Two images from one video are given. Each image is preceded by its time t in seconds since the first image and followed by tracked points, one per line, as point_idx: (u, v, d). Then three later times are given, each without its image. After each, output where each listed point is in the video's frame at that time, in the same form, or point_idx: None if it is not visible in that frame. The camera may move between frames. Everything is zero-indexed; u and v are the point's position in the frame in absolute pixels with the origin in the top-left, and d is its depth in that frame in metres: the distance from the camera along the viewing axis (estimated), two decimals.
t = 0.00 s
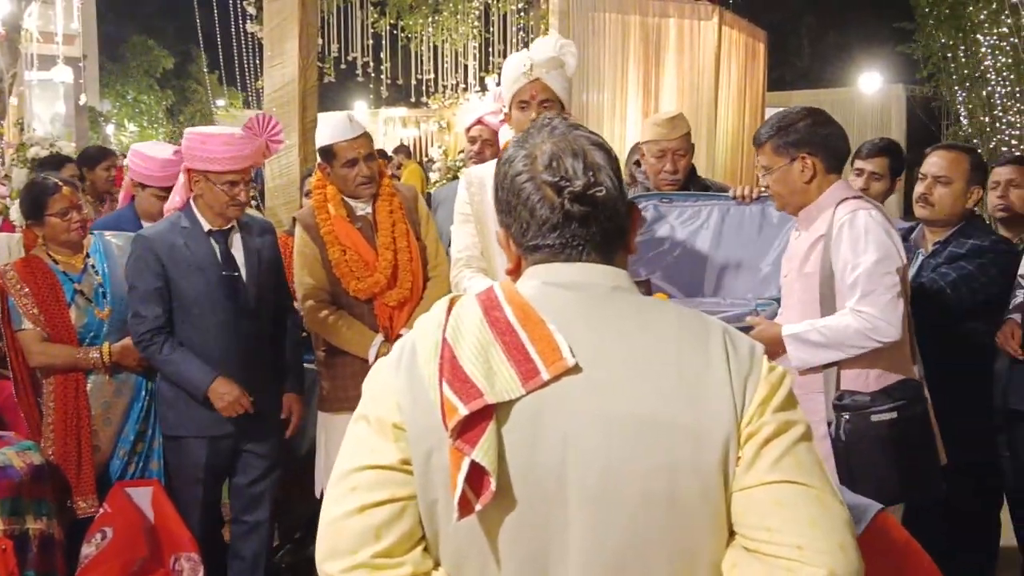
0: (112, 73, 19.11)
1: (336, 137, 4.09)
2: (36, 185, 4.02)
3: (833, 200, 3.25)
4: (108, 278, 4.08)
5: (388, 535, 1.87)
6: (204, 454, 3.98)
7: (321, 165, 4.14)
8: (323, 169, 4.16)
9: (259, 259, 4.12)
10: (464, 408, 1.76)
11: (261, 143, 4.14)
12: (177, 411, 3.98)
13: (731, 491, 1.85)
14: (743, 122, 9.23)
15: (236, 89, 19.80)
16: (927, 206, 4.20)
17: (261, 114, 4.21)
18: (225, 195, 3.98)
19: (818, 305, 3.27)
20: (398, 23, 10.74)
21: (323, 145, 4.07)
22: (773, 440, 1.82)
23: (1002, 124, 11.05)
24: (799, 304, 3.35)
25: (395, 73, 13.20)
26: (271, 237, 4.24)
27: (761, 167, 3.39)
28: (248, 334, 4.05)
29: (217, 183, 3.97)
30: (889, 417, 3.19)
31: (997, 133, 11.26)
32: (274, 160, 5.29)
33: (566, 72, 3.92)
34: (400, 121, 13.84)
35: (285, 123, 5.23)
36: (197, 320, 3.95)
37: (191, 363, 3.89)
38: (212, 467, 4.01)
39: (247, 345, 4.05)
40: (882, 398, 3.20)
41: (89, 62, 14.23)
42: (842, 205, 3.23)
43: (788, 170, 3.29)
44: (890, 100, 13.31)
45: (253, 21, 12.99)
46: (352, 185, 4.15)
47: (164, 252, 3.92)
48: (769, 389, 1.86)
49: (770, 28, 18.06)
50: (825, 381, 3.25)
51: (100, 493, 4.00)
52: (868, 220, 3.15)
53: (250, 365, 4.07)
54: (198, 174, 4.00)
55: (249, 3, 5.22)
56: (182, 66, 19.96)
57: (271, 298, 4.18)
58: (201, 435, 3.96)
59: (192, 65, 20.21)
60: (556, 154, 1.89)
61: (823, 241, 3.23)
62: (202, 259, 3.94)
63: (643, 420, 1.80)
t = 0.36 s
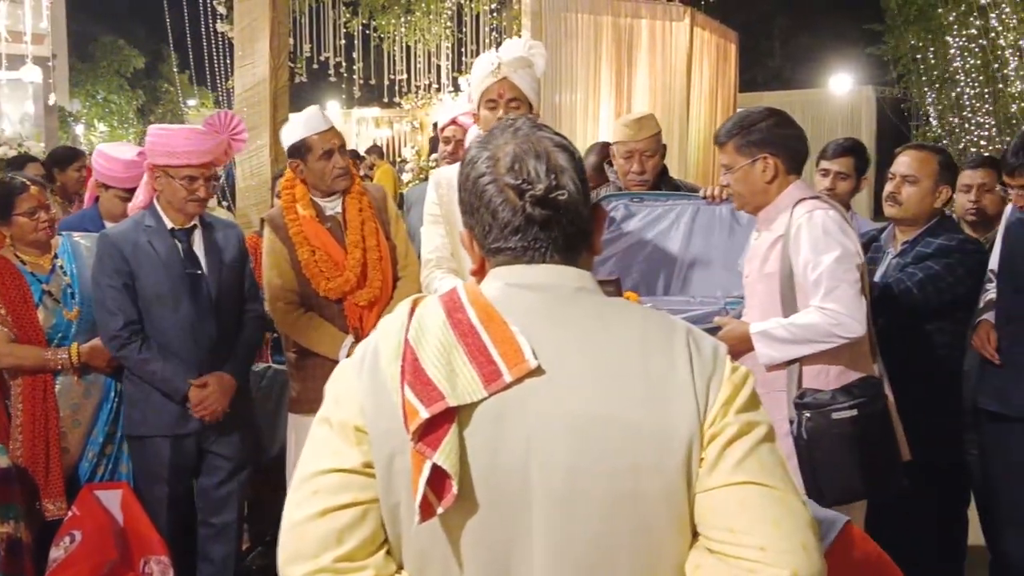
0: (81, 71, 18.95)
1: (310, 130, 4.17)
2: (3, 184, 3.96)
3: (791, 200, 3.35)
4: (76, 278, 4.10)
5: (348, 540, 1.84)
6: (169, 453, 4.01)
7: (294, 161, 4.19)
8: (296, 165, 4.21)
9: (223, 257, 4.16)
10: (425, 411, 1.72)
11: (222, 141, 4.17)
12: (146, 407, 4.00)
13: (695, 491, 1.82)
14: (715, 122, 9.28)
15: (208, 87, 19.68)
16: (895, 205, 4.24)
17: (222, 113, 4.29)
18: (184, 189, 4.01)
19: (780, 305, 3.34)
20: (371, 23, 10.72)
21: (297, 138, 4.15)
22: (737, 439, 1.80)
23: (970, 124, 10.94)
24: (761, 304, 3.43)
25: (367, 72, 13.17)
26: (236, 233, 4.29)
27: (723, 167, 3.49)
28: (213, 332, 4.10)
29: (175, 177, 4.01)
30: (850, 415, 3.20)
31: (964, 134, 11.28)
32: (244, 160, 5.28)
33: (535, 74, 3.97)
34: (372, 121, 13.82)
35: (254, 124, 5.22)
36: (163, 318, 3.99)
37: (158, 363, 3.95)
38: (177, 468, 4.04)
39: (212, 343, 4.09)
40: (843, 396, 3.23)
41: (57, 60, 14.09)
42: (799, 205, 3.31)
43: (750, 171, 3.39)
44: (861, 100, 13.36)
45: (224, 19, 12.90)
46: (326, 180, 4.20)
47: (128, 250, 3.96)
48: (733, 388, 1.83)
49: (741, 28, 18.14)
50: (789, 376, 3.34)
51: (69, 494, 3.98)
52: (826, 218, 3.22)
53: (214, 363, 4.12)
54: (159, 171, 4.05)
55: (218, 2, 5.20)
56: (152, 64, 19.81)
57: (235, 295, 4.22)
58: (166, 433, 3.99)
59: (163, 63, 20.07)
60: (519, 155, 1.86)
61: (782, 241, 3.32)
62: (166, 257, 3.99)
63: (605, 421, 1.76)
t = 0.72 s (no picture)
0: (55, 69, 18.81)
1: (291, 118, 4.19)
2: None
3: (764, 201, 3.37)
4: (48, 277, 4.08)
5: (314, 541, 1.82)
6: (141, 454, 4.03)
7: (273, 152, 4.18)
8: (277, 154, 4.19)
9: (190, 256, 4.18)
10: (388, 412, 1.71)
11: (184, 142, 4.16)
12: (118, 407, 4.00)
13: (661, 490, 1.81)
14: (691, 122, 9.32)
15: (184, 86, 19.59)
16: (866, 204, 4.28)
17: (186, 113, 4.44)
18: (148, 191, 4.02)
19: (751, 304, 3.37)
20: (348, 23, 10.71)
21: (277, 129, 4.16)
22: (703, 436, 1.78)
23: (946, 125, 10.92)
24: (733, 304, 3.47)
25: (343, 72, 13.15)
26: (203, 232, 4.31)
27: (695, 169, 3.50)
28: (182, 331, 4.11)
29: (139, 179, 4.02)
30: (819, 415, 3.24)
31: (939, 134, 11.25)
32: (218, 159, 5.29)
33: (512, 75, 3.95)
34: (349, 121, 13.80)
35: (230, 124, 5.22)
36: (132, 317, 4.00)
37: (128, 362, 3.96)
38: (150, 468, 4.07)
39: (181, 341, 4.10)
40: (812, 396, 3.27)
41: (30, 58, 13.99)
42: (772, 207, 3.33)
43: (725, 171, 3.41)
44: (836, 101, 13.43)
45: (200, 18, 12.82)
46: (305, 172, 4.21)
47: (94, 250, 3.96)
48: (698, 385, 1.82)
49: (718, 28, 18.20)
50: (760, 374, 3.35)
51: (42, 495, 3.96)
52: (797, 219, 3.24)
53: (183, 362, 4.12)
54: (123, 173, 4.07)
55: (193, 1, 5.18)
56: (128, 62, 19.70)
57: (203, 294, 4.24)
58: (137, 433, 4.01)
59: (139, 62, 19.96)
60: (482, 162, 1.85)
61: (754, 242, 3.35)
62: (133, 257, 3.99)
63: (570, 420, 1.75)
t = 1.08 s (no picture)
0: (28, 69, 18.65)
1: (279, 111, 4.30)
2: None
3: (740, 200, 3.39)
4: (19, 279, 4.05)
5: (272, 542, 1.81)
6: (115, 456, 4.01)
7: (258, 138, 4.24)
8: (261, 142, 4.24)
9: (157, 256, 4.18)
10: (343, 412, 1.70)
11: (142, 140, 4.12)
12: (92, 410, 3.98)
13: (617, 480, 1.81)
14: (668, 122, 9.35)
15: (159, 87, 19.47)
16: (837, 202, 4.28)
17: (144, 109, 4.38)
18: (110, 193, 4.00)
19: (726, 303, 3.38)
20: (324, 23, 10.67)
21: (266, 117, 4.24)
22: (656, 424, 1.78)
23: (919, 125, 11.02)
24: (707, 303, 3.48)
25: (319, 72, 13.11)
26: (169, 230, 4.31)
27: (675, 168, 3.51)
28: (154, 332, 4.10)
29: (100, 181, 3.99)
30: (790, 414, 3.26)
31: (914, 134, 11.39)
32: (192, 160, 5.28)
33: (488, 75, 3.95)
34: (326, 121, 13.77)
35: (203, 124, 5.22)
36: (103, 319, 3.98)
37: (101, 365, 3.94)
38: (124, 470, 4.05)
39: (153, 342, 4.09)
40: (784, 394, 3.27)
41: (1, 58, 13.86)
42: (748, 206, 3.34)
43: (710, 167, 3.44)
44: (811, 103, 13.53)
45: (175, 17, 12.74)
46: (286, 164, 4.28)
47: (60, 253, 3.93)
48: (650, 373, 1.82)
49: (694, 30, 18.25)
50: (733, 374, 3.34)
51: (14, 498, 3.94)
52: (772, 219, 3.25)
53: (154, 363, 4.11)
54: (83, 175, 4.04)
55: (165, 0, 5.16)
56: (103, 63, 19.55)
57: (173, 294, 4.24)
58: (112, 436, 3.99)
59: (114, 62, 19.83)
60: (428, 172, 1.82)
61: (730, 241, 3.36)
62: (100, 259, 3.98)
63: (523, 414, 1.75)
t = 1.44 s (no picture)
0: None
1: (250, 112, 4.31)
2: None
3: (710, 202, 3.43)
4: None
5: (225, 551, 1.80)
6: (85, 460, 3.99)
7: (224, 139, 4.24)
8: (227, 143, 4.24)
9: (127, 257, 4.15)
10: (294, 419, 1.70)
11: (111, 139, 4.10)
12: (62, 411, 3.96)
13: (569, 475, 1.82)
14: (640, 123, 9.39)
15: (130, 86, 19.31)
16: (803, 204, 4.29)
17: (113, 109, 4.36)
18: (81, 193, 3.98)
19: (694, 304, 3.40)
20: (294, 23, 10.63)
21: (234, 118, 4.25)
22: (604, 417, 1.80)
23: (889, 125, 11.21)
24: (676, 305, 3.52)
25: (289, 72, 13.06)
26: (138, 231, 4.27)
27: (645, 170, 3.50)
28: (125, 334, 4.07)
29: (69, 181, 3.97)
30: (762, 412, 3.25)
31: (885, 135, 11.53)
32: (161, 160, 5.27)
33: (456, 76, 3.93)
34: (298, 121, 13.71)
35: (172, 124, 5.22)
36: (74, 322, 3.95)
37: (71, 369, 3.93)
38: (95, 474, 4.03)
39: (123, 344, 4.06)
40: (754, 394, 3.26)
41: None
42: (718, 206, 3.41)
43: (677, 170, 3.43)
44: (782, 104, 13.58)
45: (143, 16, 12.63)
46: (252, 169, 4.27)
47: (29, 256, 3.91)
48: (597, 368, 1.83)
49: (665, 31, 18.29)
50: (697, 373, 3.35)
51: None
52: (742, 220, 3.30)
53: (126, 366, 4.08)
54: (52, 176, 4.02)
55: None
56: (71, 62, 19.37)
57: (143, 295, 4.21)
58: (83, 440, 3.97)
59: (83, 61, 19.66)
60: (366, 182, 1.80)
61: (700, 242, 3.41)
62: (70, 261, 3.95)
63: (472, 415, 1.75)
